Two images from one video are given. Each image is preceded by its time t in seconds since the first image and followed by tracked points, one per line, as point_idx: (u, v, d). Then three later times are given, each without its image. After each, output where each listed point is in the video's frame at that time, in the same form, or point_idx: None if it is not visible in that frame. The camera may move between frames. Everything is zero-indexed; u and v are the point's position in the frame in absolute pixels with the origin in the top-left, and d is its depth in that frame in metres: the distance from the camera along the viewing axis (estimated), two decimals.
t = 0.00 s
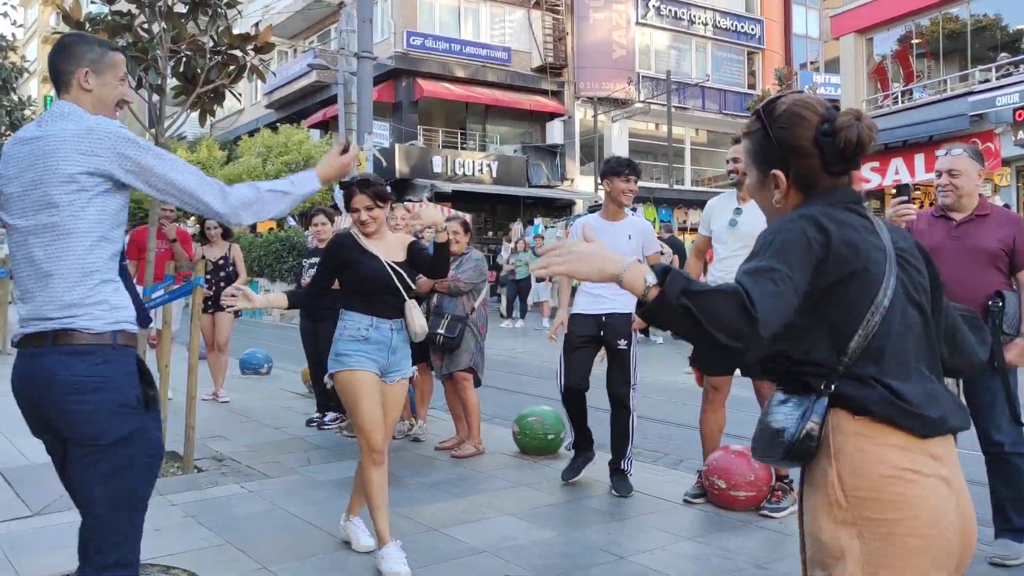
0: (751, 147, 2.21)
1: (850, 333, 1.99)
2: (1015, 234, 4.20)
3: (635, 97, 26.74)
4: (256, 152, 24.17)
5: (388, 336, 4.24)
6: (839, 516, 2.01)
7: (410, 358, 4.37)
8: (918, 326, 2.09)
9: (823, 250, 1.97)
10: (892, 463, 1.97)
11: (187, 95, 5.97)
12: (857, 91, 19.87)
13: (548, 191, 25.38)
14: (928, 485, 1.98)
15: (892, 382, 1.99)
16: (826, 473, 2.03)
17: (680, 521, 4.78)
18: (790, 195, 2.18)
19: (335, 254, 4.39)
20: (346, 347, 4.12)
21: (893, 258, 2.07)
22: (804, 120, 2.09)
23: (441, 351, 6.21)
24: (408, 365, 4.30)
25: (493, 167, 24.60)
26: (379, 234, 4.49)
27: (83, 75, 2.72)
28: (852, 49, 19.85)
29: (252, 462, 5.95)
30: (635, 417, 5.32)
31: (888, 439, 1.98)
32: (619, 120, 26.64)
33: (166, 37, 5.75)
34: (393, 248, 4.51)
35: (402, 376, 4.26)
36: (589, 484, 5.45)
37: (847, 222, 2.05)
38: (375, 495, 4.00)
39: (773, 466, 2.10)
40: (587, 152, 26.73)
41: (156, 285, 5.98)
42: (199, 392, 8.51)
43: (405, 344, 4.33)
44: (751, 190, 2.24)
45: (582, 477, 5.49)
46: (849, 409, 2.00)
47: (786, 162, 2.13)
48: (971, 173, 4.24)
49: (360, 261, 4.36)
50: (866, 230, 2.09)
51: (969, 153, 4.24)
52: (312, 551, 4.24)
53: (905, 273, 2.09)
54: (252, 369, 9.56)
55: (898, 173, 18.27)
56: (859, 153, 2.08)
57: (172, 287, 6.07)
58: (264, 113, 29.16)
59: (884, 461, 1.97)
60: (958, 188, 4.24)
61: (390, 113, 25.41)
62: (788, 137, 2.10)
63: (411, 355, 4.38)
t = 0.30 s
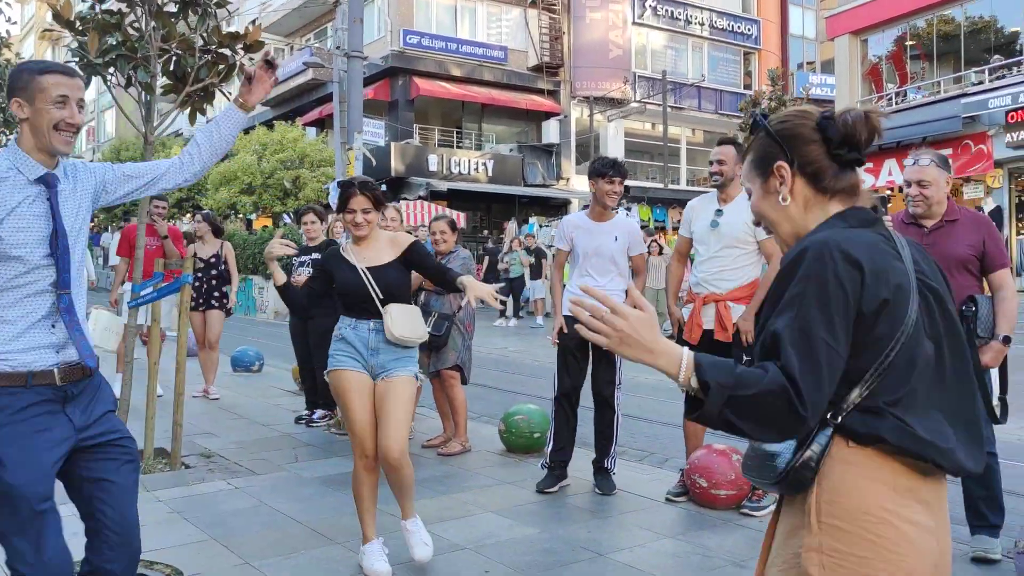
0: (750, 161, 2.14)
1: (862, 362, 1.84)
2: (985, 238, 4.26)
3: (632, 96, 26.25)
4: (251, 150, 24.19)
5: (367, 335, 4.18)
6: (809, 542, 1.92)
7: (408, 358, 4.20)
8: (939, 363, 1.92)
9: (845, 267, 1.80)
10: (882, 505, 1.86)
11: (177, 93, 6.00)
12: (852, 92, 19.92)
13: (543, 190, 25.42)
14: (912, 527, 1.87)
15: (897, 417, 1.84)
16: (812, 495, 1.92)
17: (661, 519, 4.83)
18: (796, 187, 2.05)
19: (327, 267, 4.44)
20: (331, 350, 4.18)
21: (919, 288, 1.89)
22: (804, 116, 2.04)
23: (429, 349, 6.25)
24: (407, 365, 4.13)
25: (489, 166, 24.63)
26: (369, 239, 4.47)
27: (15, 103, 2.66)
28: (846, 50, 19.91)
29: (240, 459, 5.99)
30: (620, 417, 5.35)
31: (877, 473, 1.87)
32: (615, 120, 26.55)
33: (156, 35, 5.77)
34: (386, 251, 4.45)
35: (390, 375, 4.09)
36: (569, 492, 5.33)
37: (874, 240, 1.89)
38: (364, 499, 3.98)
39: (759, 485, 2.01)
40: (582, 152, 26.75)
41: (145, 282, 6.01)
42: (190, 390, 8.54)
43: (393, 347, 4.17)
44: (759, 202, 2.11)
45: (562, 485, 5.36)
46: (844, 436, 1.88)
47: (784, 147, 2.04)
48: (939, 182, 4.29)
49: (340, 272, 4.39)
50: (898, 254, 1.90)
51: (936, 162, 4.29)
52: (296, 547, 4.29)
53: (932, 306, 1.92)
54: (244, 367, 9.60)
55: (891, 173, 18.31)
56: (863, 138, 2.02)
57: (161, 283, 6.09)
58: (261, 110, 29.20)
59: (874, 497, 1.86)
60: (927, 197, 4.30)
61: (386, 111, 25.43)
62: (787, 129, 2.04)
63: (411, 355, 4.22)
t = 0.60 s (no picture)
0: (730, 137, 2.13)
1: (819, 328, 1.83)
2: (971, 234, 4.29)
3: (631, 93, 26.49)
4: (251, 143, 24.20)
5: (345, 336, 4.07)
6: (787, 521, 1.92)
7: (396, 339, 4.04)
8: (905, 329, 1.90)
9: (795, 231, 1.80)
10: (850, 474, 1.84)
11: (168, 85, 6.04)
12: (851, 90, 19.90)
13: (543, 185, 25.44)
14: (884, 500, 1.83)
15: (858, 383, 1.82)
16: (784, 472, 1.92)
17: (642, 512, 4.87)
18: (772, 148, 2.04)
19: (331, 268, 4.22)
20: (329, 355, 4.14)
21: (880, 252, 1.87)
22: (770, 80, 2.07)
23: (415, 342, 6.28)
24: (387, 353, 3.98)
25: (489, 161, 24.64)
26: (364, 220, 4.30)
27: None
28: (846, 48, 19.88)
29: (228, 449, 6.05)
30: (604, 411, 5.37)
31: (842, 445, 1.85)
32: (615, 116, 26.70)
33: (147, 27, 5.81)
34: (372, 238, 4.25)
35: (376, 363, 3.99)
36: (552, 484, 5.37)
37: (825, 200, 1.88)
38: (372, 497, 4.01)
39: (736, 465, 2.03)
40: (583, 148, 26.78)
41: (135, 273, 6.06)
42: (183, 381, 8.59)
43: (371, 334, 4.02)
44: (736, 165, 2.10)
45: (545, 478, 5.40)
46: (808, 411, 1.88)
47: (759, 111, 2.04)
48: (923, 181, 4.31)
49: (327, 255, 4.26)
50: (858, 219, 1.89)
51: (920, 162, 4.30)
52: (278, 535, 4.34)
53: (898, 270, 1.88)
54: (237, 359, 9.65)
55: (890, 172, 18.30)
56: (839, 99, 2.01)
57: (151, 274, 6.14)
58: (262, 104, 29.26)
59: (842, 469, 1.84)
60: (912, 197, 4.31)
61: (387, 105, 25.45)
62: (759, 103, 2.05)
63: (394, 338, 4.04)
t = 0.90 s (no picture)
0: (704, 135, 2.05)
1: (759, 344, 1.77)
2: (965, 225, 4.28)
3: (634, 86, 26.66)
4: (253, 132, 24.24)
5: (363, 319, 3.85)
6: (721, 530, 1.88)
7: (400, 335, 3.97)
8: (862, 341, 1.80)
9: (730, 250, 1.74)
10: (782, 489, 1.77)
11: (163, 73, 6.08)
12: (853, 85, 19.81)
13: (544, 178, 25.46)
14: (818, 519, 1.76)
15: (801, 399, 1.75)
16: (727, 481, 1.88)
17: (626, 499, 4.92)
18: (753, 160, 1.98)
19: (313, 240, 4.02)
20: (318, 338, 3.82)
21: (834, 261, 1.79)
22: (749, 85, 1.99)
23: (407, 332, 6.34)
24: (405, 344, 3.96)
25: (491, 154, 24.65)
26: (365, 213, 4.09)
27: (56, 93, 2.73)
28: (849, 44, 19.80)
29: (219, 434, 6.11)
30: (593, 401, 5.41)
31: (782, 463, 1.78)
32: (618, 109, 26.76)
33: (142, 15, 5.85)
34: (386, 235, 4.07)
35: (384, 357, 3.87)
36: (539, 472, 5.43)
37: (777, 210, 1.82)
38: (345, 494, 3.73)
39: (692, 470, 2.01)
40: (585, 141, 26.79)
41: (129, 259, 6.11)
42: (178, 368, 8.65)
43: (390, 324, 3.93)
44: (713, 173, 2.04)
45: (532, 466, 5.46)
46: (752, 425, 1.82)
47: (736, 119, 1.97)
48: (917, 174, 4.32)
49: (334, 243, 3.97)
50: (806, 226, 1.81)
51: (912, 154, 4.32)
52: (264, 518, 4.39)
53: (854, 276, 1.80)
54: (234, 346, 9.72)
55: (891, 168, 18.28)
56: (815, 102, 1.95)
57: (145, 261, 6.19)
58: (265, 94, 29.30)
59: (773, 484, 1.78)
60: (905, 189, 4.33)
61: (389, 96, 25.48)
62: (741, 104, 1.97)
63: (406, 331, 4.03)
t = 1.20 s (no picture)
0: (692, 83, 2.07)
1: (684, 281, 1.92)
2: (960, 223, 4.29)
3: (636, 81, 26.63)
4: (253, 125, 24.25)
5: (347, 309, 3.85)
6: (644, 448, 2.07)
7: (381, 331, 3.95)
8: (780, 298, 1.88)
9: (660, 210, 1.89)
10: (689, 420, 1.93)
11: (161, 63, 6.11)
12: (853, 82, 19.81)
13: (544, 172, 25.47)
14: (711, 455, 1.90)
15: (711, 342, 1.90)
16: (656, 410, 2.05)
17: (615, 489, 4.97)
18: (733, 130, 2.01)
19: (299, 217, 4.00)
20: (298, 320, 3.80)
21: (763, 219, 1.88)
22: (752, 57, 1.98)
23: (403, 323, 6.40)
24: (383, 340, 3.91)
25: (491, 148, 24.65)
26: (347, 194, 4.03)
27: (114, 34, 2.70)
28: (850, 40, 19.82)
29: (215, 423, 6.16)
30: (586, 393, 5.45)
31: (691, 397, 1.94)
32: (620, 104, 26.97)
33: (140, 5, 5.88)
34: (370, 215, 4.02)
35: (365, 352, 3.85)
36: (530, 462, 5.48)
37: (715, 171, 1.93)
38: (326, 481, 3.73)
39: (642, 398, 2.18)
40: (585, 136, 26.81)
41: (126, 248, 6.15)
42: (176, 358, 8.70)
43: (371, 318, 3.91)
44: (692, 131, 2.08)
45: (523, 456, 5.50)
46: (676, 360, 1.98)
47: (727, 87, 1.98)
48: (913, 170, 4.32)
49: (319, 225, 3.95)
50: (737, 195, 1.89)
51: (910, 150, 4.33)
52: (258, 505, 4.45)
53: (777, 242, 1.86)
54: (232, 337, 9.76)
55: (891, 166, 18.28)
56: (808, 82, 1.98)
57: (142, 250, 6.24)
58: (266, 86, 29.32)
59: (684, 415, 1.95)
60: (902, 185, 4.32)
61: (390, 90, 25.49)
62: (737, 71, 1.98)
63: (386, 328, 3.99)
